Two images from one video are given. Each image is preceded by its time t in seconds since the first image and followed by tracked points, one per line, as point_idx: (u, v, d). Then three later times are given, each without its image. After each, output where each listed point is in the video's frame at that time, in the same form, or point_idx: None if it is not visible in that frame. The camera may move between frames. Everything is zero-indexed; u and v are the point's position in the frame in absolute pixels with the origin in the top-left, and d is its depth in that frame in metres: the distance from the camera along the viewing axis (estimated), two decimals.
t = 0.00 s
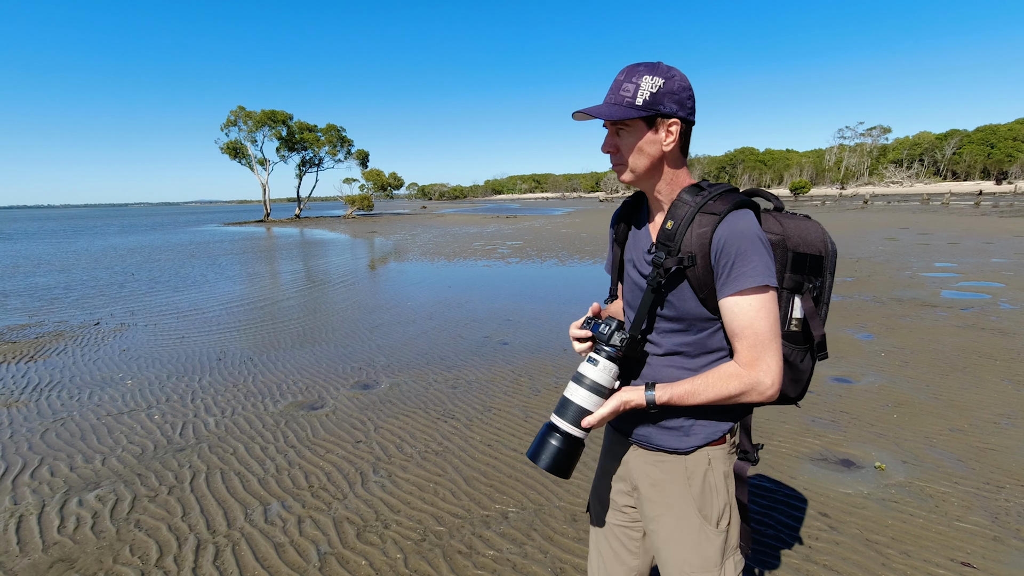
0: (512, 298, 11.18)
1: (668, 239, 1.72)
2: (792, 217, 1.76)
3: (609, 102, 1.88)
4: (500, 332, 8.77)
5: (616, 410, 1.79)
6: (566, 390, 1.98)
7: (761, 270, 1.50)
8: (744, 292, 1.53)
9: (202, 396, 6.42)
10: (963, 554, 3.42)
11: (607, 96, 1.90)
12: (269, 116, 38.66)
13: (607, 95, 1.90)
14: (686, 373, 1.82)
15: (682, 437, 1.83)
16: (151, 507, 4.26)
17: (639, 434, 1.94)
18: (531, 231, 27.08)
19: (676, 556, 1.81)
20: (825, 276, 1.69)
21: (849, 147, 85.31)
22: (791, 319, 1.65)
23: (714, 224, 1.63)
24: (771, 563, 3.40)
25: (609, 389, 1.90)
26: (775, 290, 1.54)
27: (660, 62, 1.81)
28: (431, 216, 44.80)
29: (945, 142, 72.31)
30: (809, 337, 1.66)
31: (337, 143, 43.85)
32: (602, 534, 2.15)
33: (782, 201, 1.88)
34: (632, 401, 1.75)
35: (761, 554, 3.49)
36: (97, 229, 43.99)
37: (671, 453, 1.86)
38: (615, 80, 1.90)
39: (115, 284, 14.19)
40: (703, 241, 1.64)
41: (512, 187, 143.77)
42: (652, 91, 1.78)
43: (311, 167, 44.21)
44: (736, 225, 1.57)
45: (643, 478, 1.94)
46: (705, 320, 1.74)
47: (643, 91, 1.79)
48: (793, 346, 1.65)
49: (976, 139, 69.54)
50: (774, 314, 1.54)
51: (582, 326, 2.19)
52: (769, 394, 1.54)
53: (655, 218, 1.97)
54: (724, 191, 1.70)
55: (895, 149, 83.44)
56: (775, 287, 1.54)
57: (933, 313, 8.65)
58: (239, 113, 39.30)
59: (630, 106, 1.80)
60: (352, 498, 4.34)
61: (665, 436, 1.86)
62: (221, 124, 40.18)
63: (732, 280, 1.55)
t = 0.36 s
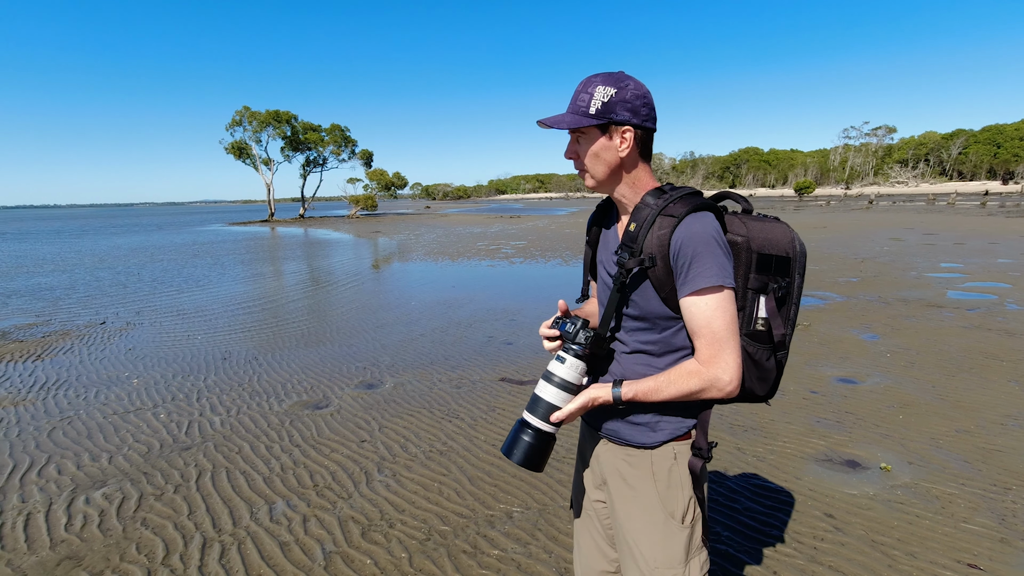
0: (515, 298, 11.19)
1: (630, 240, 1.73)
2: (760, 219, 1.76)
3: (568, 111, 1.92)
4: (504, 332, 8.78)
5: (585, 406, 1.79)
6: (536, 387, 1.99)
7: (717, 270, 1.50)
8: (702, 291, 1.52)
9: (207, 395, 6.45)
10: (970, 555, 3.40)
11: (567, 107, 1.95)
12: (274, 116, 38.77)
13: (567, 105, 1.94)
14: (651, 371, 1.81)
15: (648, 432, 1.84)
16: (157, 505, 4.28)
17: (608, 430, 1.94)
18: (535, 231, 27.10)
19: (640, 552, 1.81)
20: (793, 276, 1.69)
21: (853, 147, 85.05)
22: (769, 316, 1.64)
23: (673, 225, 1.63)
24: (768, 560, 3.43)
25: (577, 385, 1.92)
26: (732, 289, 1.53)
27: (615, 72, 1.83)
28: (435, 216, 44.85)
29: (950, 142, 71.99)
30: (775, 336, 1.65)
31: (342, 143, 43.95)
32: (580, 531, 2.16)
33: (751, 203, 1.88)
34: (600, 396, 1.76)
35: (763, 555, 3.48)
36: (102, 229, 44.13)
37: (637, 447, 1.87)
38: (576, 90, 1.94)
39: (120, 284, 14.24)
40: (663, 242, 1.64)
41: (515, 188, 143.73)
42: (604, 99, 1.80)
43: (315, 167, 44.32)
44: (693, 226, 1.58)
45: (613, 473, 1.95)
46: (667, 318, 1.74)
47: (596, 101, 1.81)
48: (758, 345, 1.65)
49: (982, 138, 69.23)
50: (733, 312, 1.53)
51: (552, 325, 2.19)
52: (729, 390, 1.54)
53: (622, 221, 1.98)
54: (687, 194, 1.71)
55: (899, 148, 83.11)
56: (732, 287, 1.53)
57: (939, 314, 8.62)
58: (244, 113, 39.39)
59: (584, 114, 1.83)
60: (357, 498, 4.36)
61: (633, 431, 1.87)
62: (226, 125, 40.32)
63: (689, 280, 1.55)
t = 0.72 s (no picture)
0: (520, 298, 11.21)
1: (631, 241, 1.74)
2: (756, 214, 1.78)
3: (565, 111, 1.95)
4: (510, 332, 8.81)
5: (595, 413, 1.78)
6: (546, 396, 1.98)
7: (722, 265, 1.52)
8: (708, 288, 1.53)
9: (214, 394, 6.50)
10: (977, 558, 3.39)
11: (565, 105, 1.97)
12: (280, 116, 38.94)
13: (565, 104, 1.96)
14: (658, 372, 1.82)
15: (660, 436, 1.85)
16: (166, 503, 4.32)
17: (620, 436, 1.95)
18: (539, 231, 27.12)
19: (659, 552, 1.83)
20: (792, 270, 1.71)
21: (860, 147, 84.58)
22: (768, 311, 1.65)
23: (674, 224, 1.65)
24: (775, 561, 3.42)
25: (587, 391, 1.91)
26: (737, 285, 1.55)
27: (612, 73, 1.84)
28: (440, 216, 44.91)
29: (958, 142, 71.48)
30: (776, 332, 1.66)
31: (347, 143, 44.11)
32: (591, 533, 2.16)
33: (747, 199, 1.90)
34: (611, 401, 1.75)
35: (770, 556, 3.49)
36: (110, 228, 44.53)
37: (650, 452, 1.87)
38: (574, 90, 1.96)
39: (128, 283, 14.35)
40: (665, 242, 1.66)
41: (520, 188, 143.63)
42: (599, 100, 1.82)
43: (321, 167, 44.50)
44: (694, 224, 1.60)
45: (625, 476, 1.95)
46: (672, 318, 1.75)
47: (591, 101, 1.83)
48: (763, 340, 1.66)
49: (990, 139, 68.69)
50: (739, 308, 1.54)
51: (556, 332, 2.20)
52: (740, 385, 1.54)
53: (621, 222, 1.99)
54: (686, 192, 1.72)
55: (906, 149, 82.57)
56: (738, 281, 1.55)
57: (947, 315, 8.57)
58: (250, 113, 39.59)
59: (579, 114, 1.85)
60: (363, 496, 4.39)
61: (643, 435, 1.88)
62: (233, 125, 40.57)
63: (695, 278, 1.56)
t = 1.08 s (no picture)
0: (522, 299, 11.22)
1: (644, 242, 1.74)
2: (761, 212, 1.80)
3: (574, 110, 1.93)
4: (511, 332, 8.83)
5: (612, 420, 1.73)
6: (559, 404, 1.94)
7: (740, 265, 1.53)
8: (727, 289, 1.55)
9: (216, 393, 6.52)
10: (978, 559, 3.39)
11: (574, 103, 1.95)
12: (283, 116, 39.04)
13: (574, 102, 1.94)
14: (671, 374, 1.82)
15: (672, 441, 1.83)
16: (168, 501, 4.34)
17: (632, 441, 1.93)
18: (541, 231, 27.13)
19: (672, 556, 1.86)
20: (797, 269, 1.71)
21: (863, 149, 84.40)
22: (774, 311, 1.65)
23: (689, 224, 1.66)
24: (777, 562, 3.42)
25: (602, 398, 1.88)
26: (754, 284, 1.58)
27: (624, 70, 1.85)
28: (441, 217, 44.93)
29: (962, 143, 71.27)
30: (781, 333, 1.66)
31: (349, 143, 44.20)
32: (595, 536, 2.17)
33: (750, 198, 1.92)
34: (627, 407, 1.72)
35: (771, 556, 3.48)
36: (114, 227, 44.73)
37: (662, 457, 1.86)
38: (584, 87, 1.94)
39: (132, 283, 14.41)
40: (680, 242, 1.66)
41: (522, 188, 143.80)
42: (614, 98, 1.81)
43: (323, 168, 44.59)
44: (710, 224, 1.61)
45: (635, 483, 1.95)
46: (685, 319, 1.76)
47: (605, 99, 1.82)
48: (773, 340, 1.68)
49: (994, 140, 68.46)
50: (757, 309, 1.56)
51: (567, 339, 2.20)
52: (760, 386, 1.56)
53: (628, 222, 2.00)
54: (697, 191, 1.74)
55: (909, 150, 82.39)
56: (755, 280, 1.58)
57: (949, 317, 8.55)
58: (253, 114, 39.74)
59: (594, 112, 1.84)
60: (365, 496, 4.40)
61: (656, 440, 1.86)
62: (236, 125, 40.70)
63: (713, 278, 1.57)
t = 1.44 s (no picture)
0: (519, 300, 11.21)
1: (651, 241, 1.74)
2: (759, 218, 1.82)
3: (606, 113, 1.78)
4: (509, 333, 8.82)
5: (617, 421, 1.74)
6: (563, 404, 1.90)
7: (749, 265, 1.55)
8: (734, 287, 1.56)
9: (213, 394, 6.50)
10: (973, 560, 3.40)
11: (601, 104, 1.79)
12: (281, 117, 38.99)
13: (603, 103, 1.79)
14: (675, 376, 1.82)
15: (677, 443, 1.83)
16: (164, 502, 4.32)
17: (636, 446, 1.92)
18: (538, 232, 27.14)
19: (676, 562, 1.85)
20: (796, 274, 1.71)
21: (860, 150, 84.62)
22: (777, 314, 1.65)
23: (696, 224, 1.67)
24: (773, 563, 3.42)
25: (606, 397, 1.84)
26: (760, 284, 1.60)
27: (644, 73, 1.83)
28: (439, 218, 44.90)
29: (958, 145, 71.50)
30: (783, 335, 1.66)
31: (348, 144, 44.18)
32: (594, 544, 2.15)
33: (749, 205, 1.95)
34: (632, 407, 1.71)
35: (768, 557, 3.49)
36: (109, 227, 44.52)
37: (666, 460, 1.85)
38: (603, 87, 1.81)
39: (129, 283, 14.36)
40: (687, 241, 1.67)
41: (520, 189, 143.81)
42: (651, 101, 1.78)
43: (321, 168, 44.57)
44: (719, 223, 1.63)
45: (637, 486, 1.94)
46: (689, 320, 1.76)
47: (645, 101, 1.77)
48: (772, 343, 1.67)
49: (990, 141, 68.69)
50: (762, 308, 1.57)
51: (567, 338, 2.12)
52: (766, 386, 1.56)
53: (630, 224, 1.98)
54: (704, 193, 1.76)
55: (906, 152, 82.62)
56: (761, 280, 1.60)
57: (945, 318, 8.57)
58: (250, 114, 39.65)
59: (637, 115, 1.76)
60: (361, 497, 4.39)
61: (660, 443, 1.86)
62: (234, 125, 40.69)
63: (721, 277, 1.58)
